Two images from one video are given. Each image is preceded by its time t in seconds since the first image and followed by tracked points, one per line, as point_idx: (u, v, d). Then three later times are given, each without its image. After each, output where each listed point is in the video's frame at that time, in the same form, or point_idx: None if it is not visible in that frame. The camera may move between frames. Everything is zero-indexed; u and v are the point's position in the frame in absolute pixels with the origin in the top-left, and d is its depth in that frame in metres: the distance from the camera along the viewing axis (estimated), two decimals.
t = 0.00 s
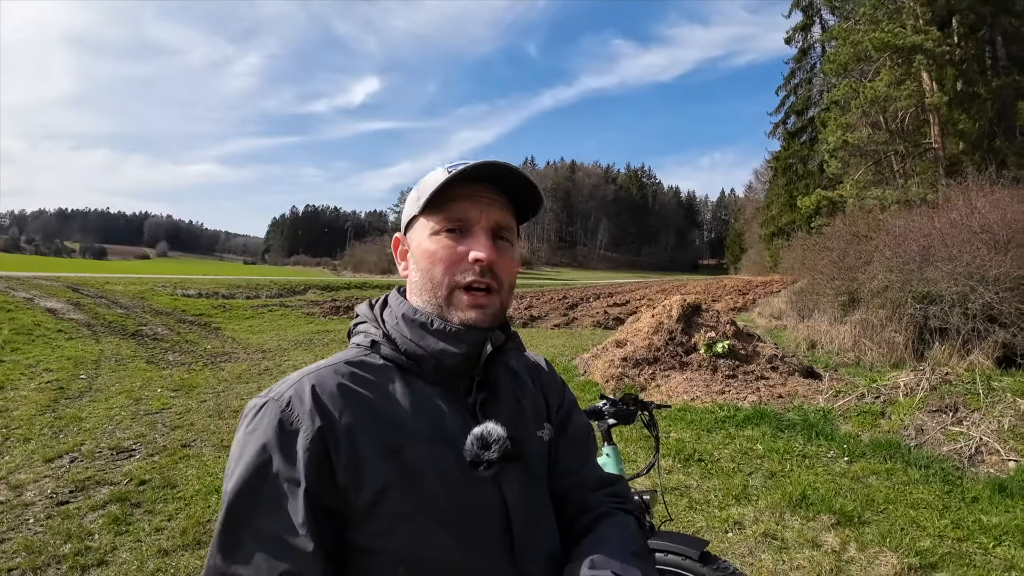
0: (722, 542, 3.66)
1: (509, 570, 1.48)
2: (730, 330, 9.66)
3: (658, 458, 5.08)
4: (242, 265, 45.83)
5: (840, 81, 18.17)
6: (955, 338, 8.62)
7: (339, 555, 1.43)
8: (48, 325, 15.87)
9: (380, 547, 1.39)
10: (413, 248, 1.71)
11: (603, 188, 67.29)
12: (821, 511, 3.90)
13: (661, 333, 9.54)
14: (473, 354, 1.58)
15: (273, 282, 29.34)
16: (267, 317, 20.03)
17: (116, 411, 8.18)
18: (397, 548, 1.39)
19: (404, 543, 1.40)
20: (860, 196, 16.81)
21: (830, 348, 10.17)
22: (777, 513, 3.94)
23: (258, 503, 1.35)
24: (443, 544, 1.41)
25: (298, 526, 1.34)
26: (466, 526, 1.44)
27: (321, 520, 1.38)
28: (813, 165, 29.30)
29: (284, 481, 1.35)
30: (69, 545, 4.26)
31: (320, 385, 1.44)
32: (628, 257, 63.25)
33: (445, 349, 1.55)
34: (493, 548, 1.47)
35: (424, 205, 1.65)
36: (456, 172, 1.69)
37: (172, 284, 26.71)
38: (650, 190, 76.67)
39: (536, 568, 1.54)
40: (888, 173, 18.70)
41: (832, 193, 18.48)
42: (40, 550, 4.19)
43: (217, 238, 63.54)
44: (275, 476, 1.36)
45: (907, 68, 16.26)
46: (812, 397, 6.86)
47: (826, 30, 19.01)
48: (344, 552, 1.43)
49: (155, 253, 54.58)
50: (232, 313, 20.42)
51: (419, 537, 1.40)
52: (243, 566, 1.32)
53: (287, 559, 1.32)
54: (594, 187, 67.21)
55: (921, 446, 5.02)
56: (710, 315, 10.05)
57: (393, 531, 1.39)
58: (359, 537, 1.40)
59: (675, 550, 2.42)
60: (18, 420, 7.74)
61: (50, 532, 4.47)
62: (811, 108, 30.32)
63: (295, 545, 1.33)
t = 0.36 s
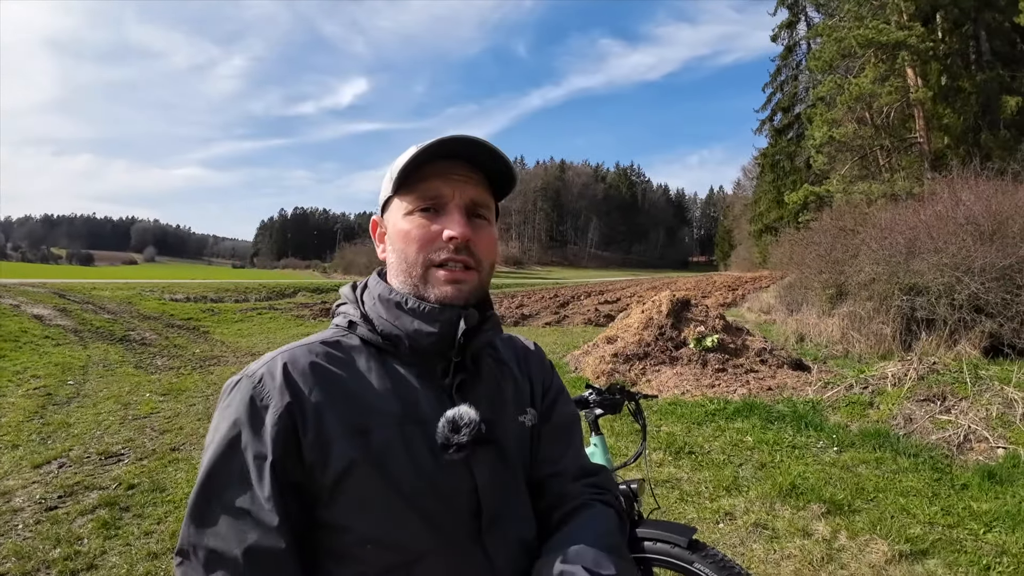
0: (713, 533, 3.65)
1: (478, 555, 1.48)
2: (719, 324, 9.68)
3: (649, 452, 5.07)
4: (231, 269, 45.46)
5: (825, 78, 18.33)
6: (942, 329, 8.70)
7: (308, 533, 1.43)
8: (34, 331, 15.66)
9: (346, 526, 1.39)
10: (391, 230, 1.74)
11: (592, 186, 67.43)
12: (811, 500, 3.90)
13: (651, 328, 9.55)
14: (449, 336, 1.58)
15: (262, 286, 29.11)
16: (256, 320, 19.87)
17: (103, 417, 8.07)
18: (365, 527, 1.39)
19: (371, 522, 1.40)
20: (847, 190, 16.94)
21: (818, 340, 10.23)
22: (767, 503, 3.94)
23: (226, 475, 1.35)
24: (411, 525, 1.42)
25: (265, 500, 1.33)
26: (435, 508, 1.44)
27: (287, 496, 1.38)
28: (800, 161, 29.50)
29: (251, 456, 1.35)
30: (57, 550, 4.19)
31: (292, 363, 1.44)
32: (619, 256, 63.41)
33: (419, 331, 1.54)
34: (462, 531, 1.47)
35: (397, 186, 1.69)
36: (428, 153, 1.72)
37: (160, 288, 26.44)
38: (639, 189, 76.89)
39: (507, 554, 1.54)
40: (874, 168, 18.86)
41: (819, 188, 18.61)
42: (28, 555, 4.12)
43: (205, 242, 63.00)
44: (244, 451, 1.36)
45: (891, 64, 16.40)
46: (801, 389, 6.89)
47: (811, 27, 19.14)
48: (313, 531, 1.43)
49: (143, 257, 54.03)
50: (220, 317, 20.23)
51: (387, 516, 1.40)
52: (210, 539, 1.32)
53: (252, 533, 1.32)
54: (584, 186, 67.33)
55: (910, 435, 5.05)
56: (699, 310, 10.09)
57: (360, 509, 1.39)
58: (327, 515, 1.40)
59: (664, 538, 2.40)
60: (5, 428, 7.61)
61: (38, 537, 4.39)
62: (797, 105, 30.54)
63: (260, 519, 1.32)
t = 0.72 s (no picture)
0: (711, 522, 3.67)
1: (464, 537, 1.50)
2: (716, 317, 9.71)
3: (646, 443, 5.10)
4: (229, 270, 45.42)
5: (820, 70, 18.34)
6: (938, 318, 8.72)
7: (296, 515, 1.45)
8: (32, 335, 15.65)
9: (332, 507, 1.41)
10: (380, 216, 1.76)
11: (589, 182, 67.40)
12: (807, 489, 3.93)
13: (648, 322, 9.58)
14: (438, 321, 1.60)
15: (260, 286, 29.08)
16: (255, 321, 19.87)
17: (105, 418, 8.08)
18: (351, 508, 1.41)
19: (358, 502, 1.41)
20: (843, 182, 16.96)
21: (815, 332, 10.26)
22: (764, 492, 3.96)
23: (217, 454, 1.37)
24: (398, 505, 1.44)
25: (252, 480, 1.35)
26: (423, 490, 1.46)
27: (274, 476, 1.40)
28: (796, 153, 29.51)
29: (239, 436, 1.38)
30: (59, 550, 4.20)
31: (281, 346, 1.47)
32: (617, 251, 63.41)
33: (406, 316, 1.56)
34: (448, 513, 1.49)
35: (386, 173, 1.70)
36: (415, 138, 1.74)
37: (158, 291, 26.41)
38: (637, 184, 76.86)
39: (495, 536, 1.56)
40: (870, 160, 18.89)
41: (815, 180, 18.62)
42: (29, 555, 4.13)
43: (202, 244, 62.89)
44: (232, 430, 1.39)
45: (886, 55, 16.41)
46: (798, 380, 6.92)
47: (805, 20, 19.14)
48: (301, 512, 1.45)
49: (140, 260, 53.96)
50: (219, 318, 20.22)
51: (373, 498, 1.42)
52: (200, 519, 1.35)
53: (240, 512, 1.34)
54: (581, 182, 67.29)
55: (906, 424, 5.08)
56: (696, 303, 10.12)
57: (347, 490, 1.41)
58: (315, 496, 1.42)
59: (657, 525, 2.43)
60: (5, 431, 7.62)
61: (40, 538, 4.41)
62: (793, 97, 30.53)
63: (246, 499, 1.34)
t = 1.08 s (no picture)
0: (709, 505, 3.74)
1: (468, 514, 1.56)
2: (717, 306, 9.75)
3: (647, 429, 5.18)
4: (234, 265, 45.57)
5: (824, 58, 18.25)
6: (940, 307, 8.73)
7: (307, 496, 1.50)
8: (41, 332, 15.81)
9: (342, 485, 1.47)
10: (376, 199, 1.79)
11: (592, 174, 67.16)
12: (805, 473, 3.99)
13: (649, 311, 9.63)
14: (437, 303, 1.66)
15: (265, 281, 29.18)
16: (260, 315, 19.98)
17: (115, 411, 8.19)
18: (359, 484, 1.47)
19: (366, 479, 1.47)
20: (848, 171, 16.90)
21: (817, 321, 10.28)
22: (762, 476, 4.03)
23: (229, 435, 1.42)
24: (406, 482, 1.49)
25: (265, 459, 1.40)
26: (427, 466, 1.52)
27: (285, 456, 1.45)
28: (800, 142, 29.37)
29: (248, 416, 1.43)
30: (73, 538, 4.30)
31: (287, 329, 1.54)
32: (620, 243, 63.30)
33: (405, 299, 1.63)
34: (453, 490, 1.55)
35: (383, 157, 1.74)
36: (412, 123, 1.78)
37: (163, 286, 26.54)
38: (640, 175, 76.61)
39: (497, 514, 1.62)
40: (874, 148, 18.79)
41: (819, 169, 18.56)
42: (44, 543, 4.23)
43: (206, 239, 63.08)
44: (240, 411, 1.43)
45: (890, 43, 16.31)
46: (799, 367, 6.96)
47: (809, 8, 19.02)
48: (313, 492, 1.50)
49: (145, 256, 54.16)
50: (224, 312, 20.35)
51: (381, 475, 1.48)
52: (211, 501, 1.39)
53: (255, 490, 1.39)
54: (584, 173, 67.09)
55: (906, 410, 5.12)
56: (697, 293, 10.18)
57: (356, 469, 1.47)
58: (326, 476, 1.48)
59: (653, 500, 2.50)
60: (17, 425, 7.72)
61: (54, 527, 4.51)
62: (797, 86, 30.34)
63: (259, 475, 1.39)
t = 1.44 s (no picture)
0: (707, 489, 3.87)
1: (486, 526, 1.54)
2: (722, 296, 9.83)
3: (648, 416, 5.34)
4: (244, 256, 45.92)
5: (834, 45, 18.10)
6: (946, 297, 8.74)
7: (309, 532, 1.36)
8: (57, 323, 16.11)
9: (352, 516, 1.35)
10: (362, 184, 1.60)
11: (600, 162, 66.87)
12: (801, 459, 4.11)
13: (654, 301, 9.71)
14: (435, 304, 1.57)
15: (275, 271, 29.45)
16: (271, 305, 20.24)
17: (132, 399, 8.41)
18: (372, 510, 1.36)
19: (380, 506, 1.36)
20: (857, 159, 16.81)
21: (823, 310, 10.32)
22: (760, 461, 4.15)
23: (217, 477, 1.22)
24: (422, 501, 1.41)
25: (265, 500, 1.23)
26: (443, 482, 1.45)
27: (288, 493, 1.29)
28: (810, 130, 29.14)
29: (238, 454, 1.23)
30: (96, 521, 4.49)
31: (272, 345, 1.34)
32: (629, 232, 63.14)
33: (403, 302, 1.50)
34: (470, 506, 1.51)
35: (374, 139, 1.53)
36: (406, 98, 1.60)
37: (175, 278, 26.87)
38: (649, 163, 76.19)
39: (510, 520, 1.62)
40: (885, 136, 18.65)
41: (828, 157, 18.48)
42: (69, 527, 4.42)
43: (217, 230, 63.54)
44: (225, 449, 1.23)
45: (901, 29, 16.16)
46: (802, 356, 7.04)
47: None
48: (317, 528, 1.36)
49: (156, 247, 54.69)
50: (236, 303, 20.62)
51: (397, 498, 1.38)
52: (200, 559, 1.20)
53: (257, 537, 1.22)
54: (592, 162, 66.83)
55: (905, 399, 5.20)
56: (702, 283, 10.25)
57: (367, 494, 1.35)
58: (332, 507, 1.34)
59: (645, 479, 2.64)
60: (38, 414, 7.95)
61: (77, 511, 4.69)
62: (807, 73, 30.04)
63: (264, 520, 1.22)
